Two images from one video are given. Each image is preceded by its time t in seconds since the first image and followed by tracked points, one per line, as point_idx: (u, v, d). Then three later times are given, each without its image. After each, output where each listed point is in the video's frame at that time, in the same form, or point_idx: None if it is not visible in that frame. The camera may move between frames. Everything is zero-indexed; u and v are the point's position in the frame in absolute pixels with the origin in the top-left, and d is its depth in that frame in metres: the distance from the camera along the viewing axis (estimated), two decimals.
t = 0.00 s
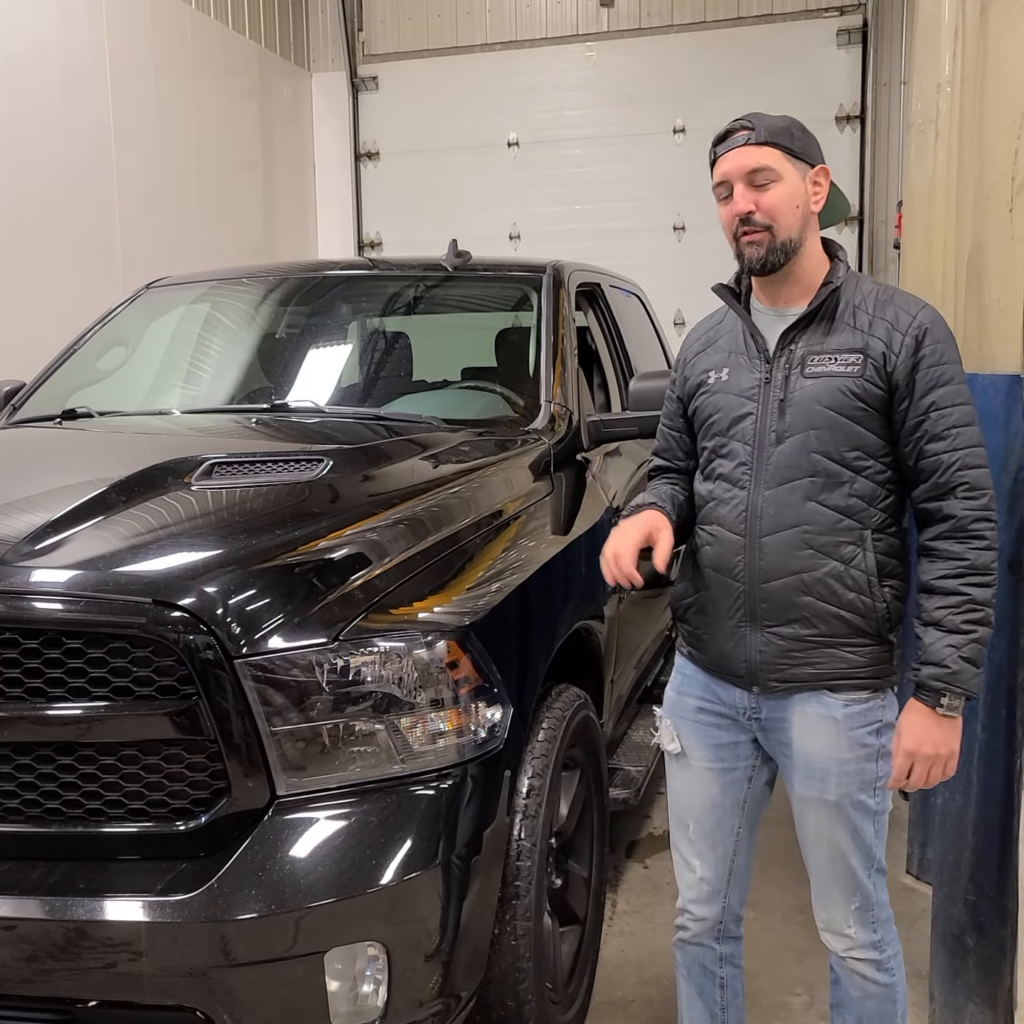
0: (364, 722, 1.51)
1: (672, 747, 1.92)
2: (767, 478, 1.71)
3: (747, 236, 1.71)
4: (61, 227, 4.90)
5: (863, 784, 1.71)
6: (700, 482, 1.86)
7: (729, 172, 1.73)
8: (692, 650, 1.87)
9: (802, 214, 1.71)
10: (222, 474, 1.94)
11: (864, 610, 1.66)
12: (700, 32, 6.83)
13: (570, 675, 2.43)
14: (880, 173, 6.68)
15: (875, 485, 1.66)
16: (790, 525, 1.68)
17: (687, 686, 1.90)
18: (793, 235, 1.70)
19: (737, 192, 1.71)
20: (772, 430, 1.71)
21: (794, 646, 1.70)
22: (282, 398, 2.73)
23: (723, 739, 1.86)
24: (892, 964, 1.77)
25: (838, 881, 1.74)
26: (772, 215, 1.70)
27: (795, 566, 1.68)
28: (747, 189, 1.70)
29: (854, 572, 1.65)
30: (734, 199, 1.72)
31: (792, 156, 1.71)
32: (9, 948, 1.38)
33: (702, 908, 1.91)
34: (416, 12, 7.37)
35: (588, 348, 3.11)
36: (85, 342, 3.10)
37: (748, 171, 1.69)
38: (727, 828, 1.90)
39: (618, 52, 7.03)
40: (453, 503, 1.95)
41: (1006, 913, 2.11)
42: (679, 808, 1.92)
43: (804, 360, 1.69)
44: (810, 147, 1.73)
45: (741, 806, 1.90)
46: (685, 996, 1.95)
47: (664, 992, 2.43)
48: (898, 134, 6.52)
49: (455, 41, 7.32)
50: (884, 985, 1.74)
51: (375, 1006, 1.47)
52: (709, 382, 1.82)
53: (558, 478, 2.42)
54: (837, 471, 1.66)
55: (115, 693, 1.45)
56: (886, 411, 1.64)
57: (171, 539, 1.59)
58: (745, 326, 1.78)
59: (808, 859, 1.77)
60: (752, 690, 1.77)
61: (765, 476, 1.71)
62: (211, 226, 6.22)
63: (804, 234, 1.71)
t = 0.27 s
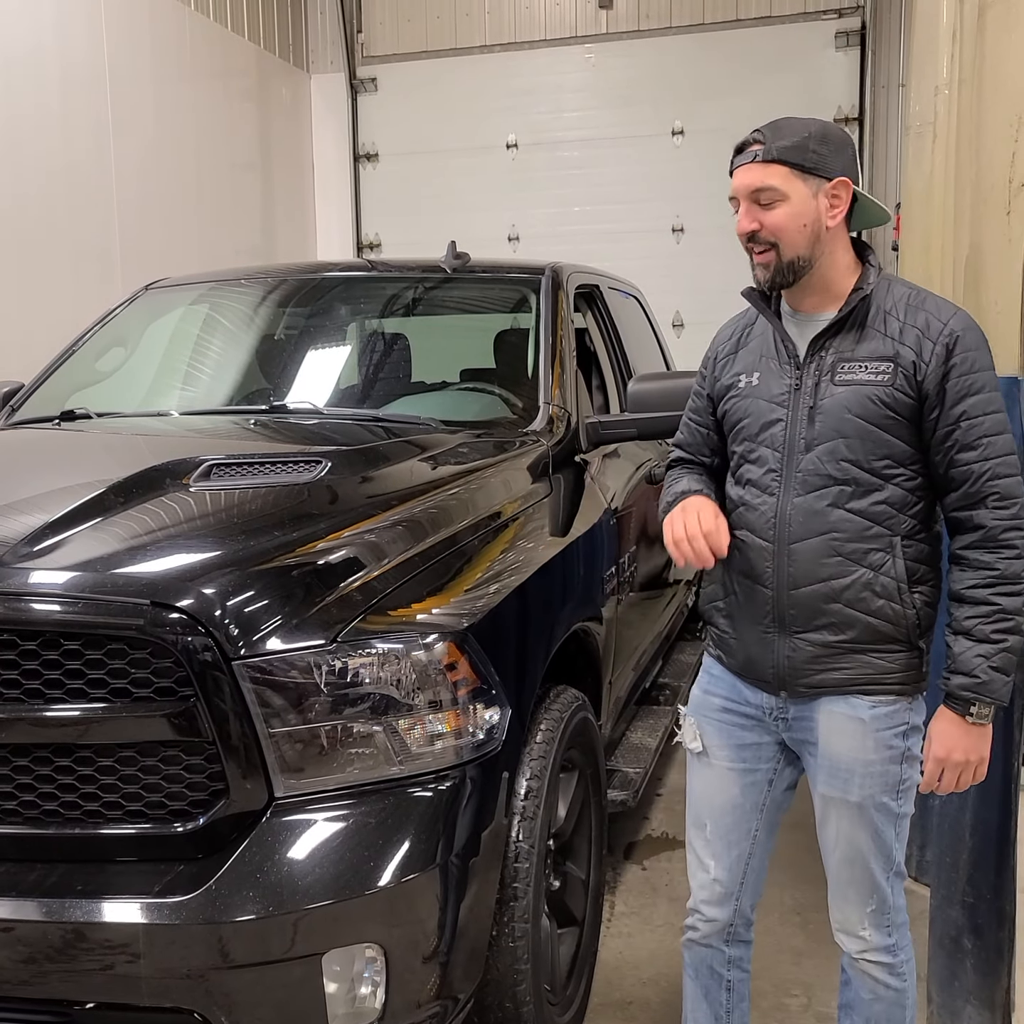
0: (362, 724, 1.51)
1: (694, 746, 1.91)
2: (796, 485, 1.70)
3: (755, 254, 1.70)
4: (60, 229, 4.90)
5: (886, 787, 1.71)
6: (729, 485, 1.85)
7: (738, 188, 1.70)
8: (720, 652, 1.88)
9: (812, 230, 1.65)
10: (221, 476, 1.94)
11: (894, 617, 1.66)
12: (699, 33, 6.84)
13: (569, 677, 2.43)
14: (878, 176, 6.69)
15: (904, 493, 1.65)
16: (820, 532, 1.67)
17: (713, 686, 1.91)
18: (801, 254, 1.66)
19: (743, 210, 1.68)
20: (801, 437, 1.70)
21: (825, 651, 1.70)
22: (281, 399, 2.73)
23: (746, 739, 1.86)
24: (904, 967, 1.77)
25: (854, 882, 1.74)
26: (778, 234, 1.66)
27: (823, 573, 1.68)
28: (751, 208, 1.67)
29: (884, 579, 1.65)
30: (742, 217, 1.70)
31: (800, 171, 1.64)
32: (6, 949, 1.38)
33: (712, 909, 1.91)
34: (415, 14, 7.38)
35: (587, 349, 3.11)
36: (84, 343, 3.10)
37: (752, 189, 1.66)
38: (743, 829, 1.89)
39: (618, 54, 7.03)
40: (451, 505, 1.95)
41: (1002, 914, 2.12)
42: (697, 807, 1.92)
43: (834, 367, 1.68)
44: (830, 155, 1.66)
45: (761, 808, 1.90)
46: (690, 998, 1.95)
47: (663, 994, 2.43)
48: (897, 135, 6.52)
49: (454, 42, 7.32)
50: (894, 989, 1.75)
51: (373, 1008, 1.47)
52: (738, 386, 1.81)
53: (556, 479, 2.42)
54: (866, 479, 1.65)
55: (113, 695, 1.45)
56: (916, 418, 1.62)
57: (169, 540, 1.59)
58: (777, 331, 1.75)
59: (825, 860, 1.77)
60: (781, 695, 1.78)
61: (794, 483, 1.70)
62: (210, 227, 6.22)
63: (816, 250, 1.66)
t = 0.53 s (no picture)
0: (361, 724, 1.50)
1: (701, 742, 1.92)
2: (808, 485, 1.71)
3: (773, 262, 1.71)
4: (59, 229, 4.90)
5: (892, 787, 1.71)
6: (745, 480, 1.87)
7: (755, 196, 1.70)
8: (728, 648, 1.89)
9: (827, 239, 1.65)
10: (219, 476, 1.94)
11: (900, 620, 1.65)
12: (697, 35, 6.84)
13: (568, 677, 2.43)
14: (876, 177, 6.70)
15: (917, 498, 1.64)
16: (830, 533, 1.68)
17: (721, 683, 1.92)
18: (816, 264, 1.66)
19: (759, 219, 1.69)
20: (814, 436, 1.71)
21: (829, 652, 1.71)
22: (279, 400, 2.73)
23: (753, 736, 1.87)
24: (908, 967, 1.77)
25: (859, 882, 1.74)
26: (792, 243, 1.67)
27: (832, 573, 1.68)
28: (766, 217, 1.68)
29: (892, 582, 1.65)
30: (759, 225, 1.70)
31: (813, 180, 1.63)
32: (4, 950, 1.38)
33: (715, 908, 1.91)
34: (414, 15, 7.38)
35: (586, 350, 3.11)
36: (82, 344, 3.10)
37: (766, 199, 1.66)
38: (748, 827, 1.89)
39: (616, 55, 7.03)
40: (450, 505, 1.95)
41: (1000, 914, 2.12)
42: (703, 804, 1.92)
43: (852, 368, 1.68)
44: (846, 162, 1.64)
45: (766, 807, 1.90)
46: (693, 997, 1.95)
47: (662, 994, 2.43)
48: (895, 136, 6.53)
49: (453, 43, 7.33)
50: (898, 989, 1.75)
51: (371, 1008, 1.47)
52: (758, 381, 1.83)
53: (555, 480, 2.42)
54: (878, 482, 1.65)
55: (111, 695, 1.45)
56: (931, 424, 1.61)
57: (167, 540, 1.59)
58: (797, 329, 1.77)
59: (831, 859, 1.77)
60: (786, 694, 1.79)
61: (806, 484, 1.71)
62: (209, 228, 6.22)
63: (832, 257, 1.66)
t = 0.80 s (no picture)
0: (359, 723, 1.50)
1: (692, 742, 1.93)
2: (799, 484, 1.71)
3: (773, 259, 1.71)
4: (57, 229, 4.90)
5: (882, 787, 1.71)
6: (740, 477, 1.87)
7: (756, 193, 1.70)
8: (719, 646, 1.90)
9: (826, 236, 1.65)
10: (219, 475, 1.94)
11: (887, 621, 1.66)
12: (696, 34, 6.84)
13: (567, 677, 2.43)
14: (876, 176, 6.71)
15: (908, 500, 1.64)
16: (819, 532, 1.68)
17: (712, 681, 1.92)
18: (815, 260, 1.66)
19: (759, 216, 1.70)
20: (807, 435, 1.71)
21: (815, 652, 1.72)
22: (278, 399, 2.73)
23: (744, 734, 1.88)
24: (902, 967, 1.77)
25: (851, 882, 1.74)
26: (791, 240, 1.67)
27: (821, 572, 1.69)
28: (766, 214, 1.68)
29: (880, 582, 1.65)
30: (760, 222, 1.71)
31: (811, 177, 1.63)
32: (4, 948, 1.37)
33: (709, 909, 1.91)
34: (413, 14, 7.38)
35: (585, 350, 3.11)
36: (81, 343, 3.10)
37: (765, 196, 1.67)
38: (741, 827, 1.89)
39: (615, 54, 7.03)
40: (449, 504, 1.95)
41: (999, 913, 2.12)
42: (696, 803, 1.92)
43: (846, 367, 1.68)
44: (846, 159, 1.63)
45: (759, 806, 1.90)
46: (689, 998, 1.95)
47: (661, 994, 2.44)
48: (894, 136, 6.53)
49: (452, 43, 7.33)
50: (892, 988, 1.75)
51: (370, 1007, 1.47)
52: (754, 378, 1.84)
53: (554, 479, 2.42)
54: (868, 482, 1.65)
55: (111, 694, 1.45)
56: (924, 426, 1.61)
57: (166, 539, 1.59)
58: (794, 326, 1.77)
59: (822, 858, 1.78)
60: (774, 692, 1.79)
61: (797, 482, 1.71)
62: (208, 227, 6.22)
63: (831, 254, 1.66)
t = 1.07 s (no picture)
0: (358, 723, 1.51)
1: (676, 745, 1.92)
2: (776, 483, 1.70)
3: (750, 256, 1.72)
4: (57, 229, 4.90)
5: (863, 787, 1.71)
6: (716, 477, 1.86)
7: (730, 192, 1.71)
8: (695, 648, 1.89)
9: (800, 233, 1.65)
10: (218, 475, 1.94)
11: (863, 621, 1.65)
12: (695, 34, 6.84)
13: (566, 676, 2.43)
14: (875, 176, 6.72)
15: (884, 500, 1.64)
16: (795, 531, 1.67)
17: (693, 684, 1.92)
18: (791, 258, 1.67)
19: (734, 215, 1.70)
20: (784, 434, 1.70)
21: (791, 652, 1.70)
22: (277, 399, 2.73)
23: (727, 737, 1.87)
24: (892, 966, 1.77)
25: (836, 883, 1.74)
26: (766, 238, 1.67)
27: (797, 571, 1.68)
28: (740, 213, 1.69)
29: (856, 582, 1.64)
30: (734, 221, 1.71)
31: (782, 174, 1.63)
32: (3, 949, 1.38)
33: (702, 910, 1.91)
34: (412, 14, 7.38)
35: (583, 349, 3.11)
36: (81, 342, 3.10)
37: (739, 195, 1.67)
38: (729, 827, 1.89)
39: (614, 54, 7.03)
40: (448, 503, 1.95)
41: (998, 913, 2.12)
42: (684, 806, 1.93)
43: (824, 366, 1.67)
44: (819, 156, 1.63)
45: (746, 806, 1.90)
46: (687, 999, 1.95)
47: (660, 993, 2.44)
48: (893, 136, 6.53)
49: (451, 42, 7.32)
50: (882, 986, 1.75)
51: (369, 1007, 1.47)
52: (731, 377, 1.83)
53: (554, 479, 2.42)
54: (845, 481, 1.64)
55: (110, 694, 1.45)
56: (900, 425, 1.61)
57: (165, 539, 1.59)
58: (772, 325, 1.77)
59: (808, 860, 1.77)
60: (752, 692, 1.78)
61: (774, 481, 1.70)
62: (207, 227, 6.23)
63: (806, 251, 1.67)
